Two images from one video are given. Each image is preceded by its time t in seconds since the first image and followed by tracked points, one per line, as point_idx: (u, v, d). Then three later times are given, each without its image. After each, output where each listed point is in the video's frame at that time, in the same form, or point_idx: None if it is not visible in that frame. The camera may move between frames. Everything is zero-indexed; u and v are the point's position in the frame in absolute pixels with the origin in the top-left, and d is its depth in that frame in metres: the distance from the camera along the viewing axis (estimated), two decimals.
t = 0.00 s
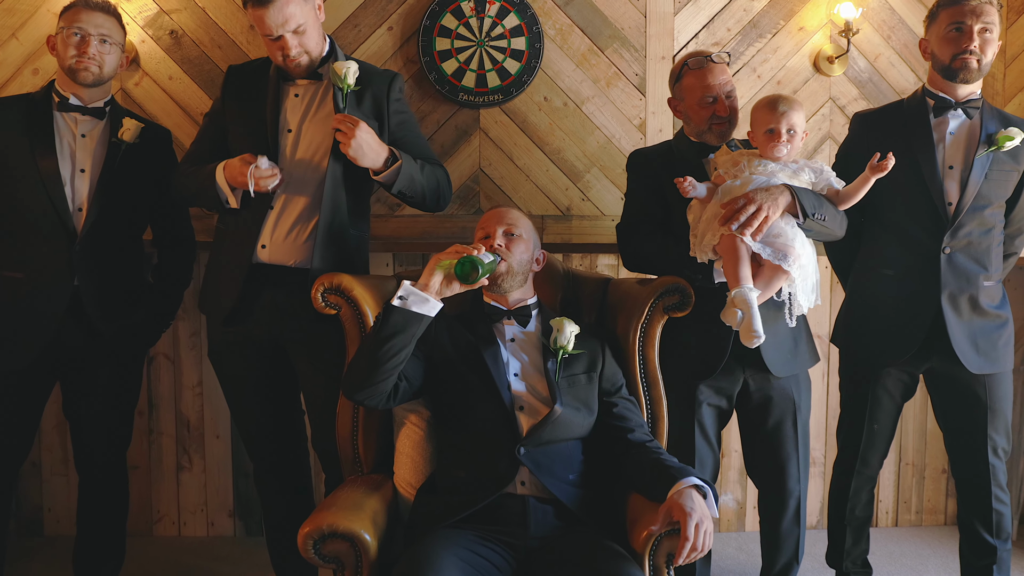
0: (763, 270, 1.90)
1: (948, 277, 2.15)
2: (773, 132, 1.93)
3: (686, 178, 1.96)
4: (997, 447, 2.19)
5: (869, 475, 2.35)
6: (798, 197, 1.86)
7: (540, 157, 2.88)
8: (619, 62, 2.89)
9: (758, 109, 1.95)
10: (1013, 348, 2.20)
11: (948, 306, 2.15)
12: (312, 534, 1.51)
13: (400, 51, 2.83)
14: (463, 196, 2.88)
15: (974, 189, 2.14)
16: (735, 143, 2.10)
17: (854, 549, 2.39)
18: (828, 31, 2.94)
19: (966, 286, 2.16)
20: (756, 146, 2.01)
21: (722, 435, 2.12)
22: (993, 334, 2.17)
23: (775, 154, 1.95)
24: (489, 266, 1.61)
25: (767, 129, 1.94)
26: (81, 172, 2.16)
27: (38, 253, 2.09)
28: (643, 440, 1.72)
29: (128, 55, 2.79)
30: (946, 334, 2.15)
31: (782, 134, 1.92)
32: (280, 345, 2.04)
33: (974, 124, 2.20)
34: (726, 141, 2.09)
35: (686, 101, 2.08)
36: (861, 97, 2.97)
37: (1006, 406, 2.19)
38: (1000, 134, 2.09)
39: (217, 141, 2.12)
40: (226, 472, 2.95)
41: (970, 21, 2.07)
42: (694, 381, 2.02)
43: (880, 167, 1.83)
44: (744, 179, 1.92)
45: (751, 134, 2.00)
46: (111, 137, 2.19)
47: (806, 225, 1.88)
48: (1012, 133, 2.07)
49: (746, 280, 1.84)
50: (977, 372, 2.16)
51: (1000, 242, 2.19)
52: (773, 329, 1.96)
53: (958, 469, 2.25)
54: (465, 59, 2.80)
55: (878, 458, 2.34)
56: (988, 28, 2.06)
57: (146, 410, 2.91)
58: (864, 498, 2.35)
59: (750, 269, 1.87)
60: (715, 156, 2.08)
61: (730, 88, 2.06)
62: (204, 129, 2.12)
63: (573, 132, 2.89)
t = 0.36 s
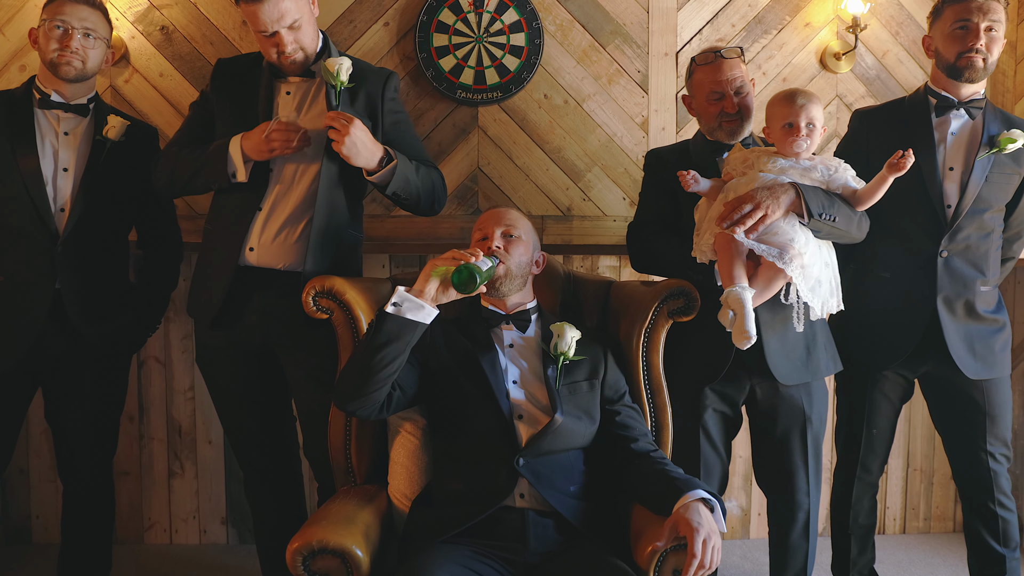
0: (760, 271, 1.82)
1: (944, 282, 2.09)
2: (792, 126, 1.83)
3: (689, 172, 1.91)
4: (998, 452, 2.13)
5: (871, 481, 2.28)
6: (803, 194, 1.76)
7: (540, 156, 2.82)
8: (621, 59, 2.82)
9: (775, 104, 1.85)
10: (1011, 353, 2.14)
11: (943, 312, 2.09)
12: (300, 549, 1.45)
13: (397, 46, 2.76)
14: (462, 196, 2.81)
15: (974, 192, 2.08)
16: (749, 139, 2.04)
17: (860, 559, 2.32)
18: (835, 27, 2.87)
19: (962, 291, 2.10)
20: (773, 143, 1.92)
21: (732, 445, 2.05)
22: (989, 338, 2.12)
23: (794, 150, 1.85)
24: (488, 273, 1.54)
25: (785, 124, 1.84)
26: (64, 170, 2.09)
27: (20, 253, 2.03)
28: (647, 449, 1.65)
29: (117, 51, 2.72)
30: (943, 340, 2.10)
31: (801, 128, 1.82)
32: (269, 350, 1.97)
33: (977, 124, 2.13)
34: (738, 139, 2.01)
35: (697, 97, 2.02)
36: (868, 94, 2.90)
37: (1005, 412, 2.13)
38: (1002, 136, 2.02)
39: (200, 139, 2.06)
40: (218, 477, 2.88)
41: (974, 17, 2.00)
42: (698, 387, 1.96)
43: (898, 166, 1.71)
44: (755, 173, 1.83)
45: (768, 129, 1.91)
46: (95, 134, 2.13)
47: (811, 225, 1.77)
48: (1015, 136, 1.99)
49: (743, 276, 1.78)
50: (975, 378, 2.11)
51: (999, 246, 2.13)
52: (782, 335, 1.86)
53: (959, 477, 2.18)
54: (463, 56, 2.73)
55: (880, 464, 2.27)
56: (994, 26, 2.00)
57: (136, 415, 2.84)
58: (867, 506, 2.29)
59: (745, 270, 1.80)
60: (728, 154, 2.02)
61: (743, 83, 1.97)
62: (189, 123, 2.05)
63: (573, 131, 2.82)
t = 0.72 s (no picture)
0: (762, 277, 1.74)
1: (938, 286, 2.03)
2: (812, 118, 1.76)
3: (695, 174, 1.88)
4: (999, 458, 2.05)
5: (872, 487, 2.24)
6: (813, 188, 1.69)
7: (540, 155, 2.75)
8: (624, 55, 2.75)
9: (792, 97, 1.79)
10: (1008, 358, 2.08)
11: (937, 317, 2.03)
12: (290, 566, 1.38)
13: (394, 42, 2.69)
14: (460, 196, 2.74)
15: (974, 196, 2.01)
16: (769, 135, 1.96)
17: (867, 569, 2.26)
18: (842, 22, 2.80)
19: (957, 296, 2.04)
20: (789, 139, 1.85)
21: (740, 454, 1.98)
22: (984, 343, 2.06)
23: (816, 143, 1.77)
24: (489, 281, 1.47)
25: (804, 117, 1.77)
26: (47, 169, 2.02)
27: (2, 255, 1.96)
28: (653, 460, 1.58)
29: (107, 46, 2.65)
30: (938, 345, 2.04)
31: (822, 120, 1.76)
32: (259, 355, 1.90)
33: (980, 127, 2.08)
34: (756, 135, 1.95)
35: (713, 93, 1.97)
36: (876, 91, 2.83)
37: (1005, 418, 2.06)
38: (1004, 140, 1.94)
39: (191, 120, 1.95)
40: (210, 484, 2.82)
41: (981, 16, 1.92)
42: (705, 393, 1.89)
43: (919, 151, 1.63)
44: (764, 170, 1.78)
45: (785, 126, 1.84)
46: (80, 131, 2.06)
47: (821, 221, 1.69)
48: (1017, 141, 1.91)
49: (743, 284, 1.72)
50: (972, 383, 2.04)
51: (997, 252, 2.07)
52: (794, 339, 1.78)
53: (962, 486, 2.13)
54: (462, 52, 2.67)
55: (880, 471, 2.23)
56: (1001, 25, 1.92)
57: (127, 420, 2.77)
58: (869, 513, 2.25)
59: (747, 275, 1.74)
60: (747, 150, 1.96)
61: (761, 77, 1.90)
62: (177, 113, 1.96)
63: (575, 129, 2.75)
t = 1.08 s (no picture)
0: (771, 284, 1.67)
1: (940, 291, 1.95)
2: (831, 116, 1.67)
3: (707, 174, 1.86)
4: (1007, 465, 1.98)
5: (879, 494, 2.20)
6: (827, 192, 1.59)
7: (542, 153, 2.68)
8: (628, 51, 2.68)
9: (810, 92, 1.70)
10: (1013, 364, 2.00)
11: (939, 323, 1.96)
12: None
13: (392, 37, 2.62)
14: (459, 195, 2.67)
15: (979, 199, 1.93)
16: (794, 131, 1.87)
17: None
18: (852, 17, 2.73)
19: (960, 301, 1.96)
20: (807, 138, 1.76)
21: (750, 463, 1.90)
22: (988, 349, 1.98)
23: (838, 140, 1.68)
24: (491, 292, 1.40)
25: (824, 115, 1.68)
26: (30, 167, 1.95)
27: None
28: (661, 470, 1.51)
29: (96, 41, 2.57)
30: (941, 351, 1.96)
31: (843, 116, 1.66)
32: (251, 361, 1.83)
33: (990, 129, 2.01)
34: (780, 132, 1.87)
35: (734, 89, 1.89)
36: (887, 88, 2.76)
37: (1012, 423, 1.99)
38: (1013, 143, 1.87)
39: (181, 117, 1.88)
40: (204, 491, 2.74)
41: (994, 14, 1.85)
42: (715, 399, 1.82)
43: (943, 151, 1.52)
44: (782, 170, 1.72)
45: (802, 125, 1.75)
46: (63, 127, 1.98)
47: (835, 226, 1.59)
48: None
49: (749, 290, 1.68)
50: (977, 390, 1.97)
51: (1002, 257, 1.99)
52: (813, 347, 1.69)
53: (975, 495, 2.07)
54: (461, 47, 2.60)
55: (886, 477, 2.19)
56: (1014, 23, 1.84)
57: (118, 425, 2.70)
58: (877, 520, 2.20)
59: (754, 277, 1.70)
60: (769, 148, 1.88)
61: (784, 71, 1.82)
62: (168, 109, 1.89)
63: (578, 126, 2.68)
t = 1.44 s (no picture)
0: (784, 286, 1.60)
1: (956, 292, 1.88)
2: (857, 108, 1.60)
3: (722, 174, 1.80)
4: None
5: (893, 502, 2.14)
6: (846, 188, 1.52)
7: (546, 150, 2.60)
8: (635, 45, 2.61)
9: (834, 84, 1.63)
10: None
11: (955, 325, 1.88)
12: None
13: (391, 30, 2.54)
14: (460, 194, 2.60)
15: (998, 198, 1.84)
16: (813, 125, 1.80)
17: None
18: (864, 10, 2.65)
19: (978, 302, 1.88)
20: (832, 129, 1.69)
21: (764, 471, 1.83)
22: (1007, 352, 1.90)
23: (863, 134, 1.61)
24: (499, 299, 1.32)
25: (849, 107, 1.61)
26: (13, 163, 1.89)
27: None
28: (674, 480, 1.43)
29: (87, 35, 2.50)
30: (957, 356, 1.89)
31: (868, 110, 1.59)
32: (244, 365, 1.76)
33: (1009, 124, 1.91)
34: (803, 124, 1.79)
35: (756, 80, 1.82)
36: (900, 84, 2.69)
37: None
38: None
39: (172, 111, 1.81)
40: (198, 497, 2.67)
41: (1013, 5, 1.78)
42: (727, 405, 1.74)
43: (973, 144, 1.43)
44: (801, 165, 1.66)
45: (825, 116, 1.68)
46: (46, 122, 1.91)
47: (853, 221, 1.51)
48: None
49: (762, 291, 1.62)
50: (995, 394, 1.89)
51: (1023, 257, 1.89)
52: (833, 350, 1.62)
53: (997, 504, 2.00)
54: (463, 41, 2.52)
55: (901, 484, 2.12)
56: None
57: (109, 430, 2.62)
58: (891, 528, 2.14)
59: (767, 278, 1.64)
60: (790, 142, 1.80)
61: (807, 60, 1.74)
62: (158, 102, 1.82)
63: (583, 123, 2.61)
